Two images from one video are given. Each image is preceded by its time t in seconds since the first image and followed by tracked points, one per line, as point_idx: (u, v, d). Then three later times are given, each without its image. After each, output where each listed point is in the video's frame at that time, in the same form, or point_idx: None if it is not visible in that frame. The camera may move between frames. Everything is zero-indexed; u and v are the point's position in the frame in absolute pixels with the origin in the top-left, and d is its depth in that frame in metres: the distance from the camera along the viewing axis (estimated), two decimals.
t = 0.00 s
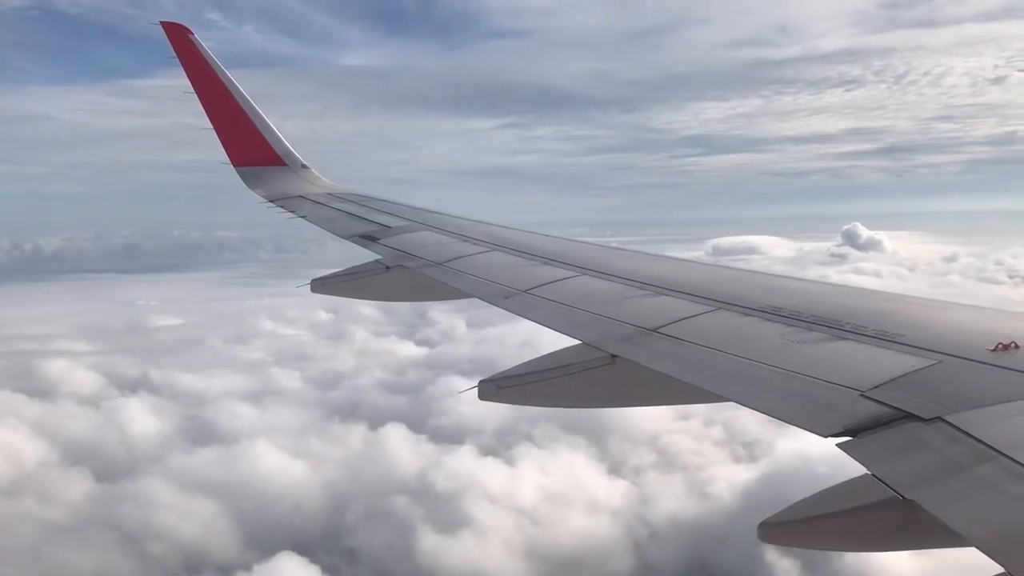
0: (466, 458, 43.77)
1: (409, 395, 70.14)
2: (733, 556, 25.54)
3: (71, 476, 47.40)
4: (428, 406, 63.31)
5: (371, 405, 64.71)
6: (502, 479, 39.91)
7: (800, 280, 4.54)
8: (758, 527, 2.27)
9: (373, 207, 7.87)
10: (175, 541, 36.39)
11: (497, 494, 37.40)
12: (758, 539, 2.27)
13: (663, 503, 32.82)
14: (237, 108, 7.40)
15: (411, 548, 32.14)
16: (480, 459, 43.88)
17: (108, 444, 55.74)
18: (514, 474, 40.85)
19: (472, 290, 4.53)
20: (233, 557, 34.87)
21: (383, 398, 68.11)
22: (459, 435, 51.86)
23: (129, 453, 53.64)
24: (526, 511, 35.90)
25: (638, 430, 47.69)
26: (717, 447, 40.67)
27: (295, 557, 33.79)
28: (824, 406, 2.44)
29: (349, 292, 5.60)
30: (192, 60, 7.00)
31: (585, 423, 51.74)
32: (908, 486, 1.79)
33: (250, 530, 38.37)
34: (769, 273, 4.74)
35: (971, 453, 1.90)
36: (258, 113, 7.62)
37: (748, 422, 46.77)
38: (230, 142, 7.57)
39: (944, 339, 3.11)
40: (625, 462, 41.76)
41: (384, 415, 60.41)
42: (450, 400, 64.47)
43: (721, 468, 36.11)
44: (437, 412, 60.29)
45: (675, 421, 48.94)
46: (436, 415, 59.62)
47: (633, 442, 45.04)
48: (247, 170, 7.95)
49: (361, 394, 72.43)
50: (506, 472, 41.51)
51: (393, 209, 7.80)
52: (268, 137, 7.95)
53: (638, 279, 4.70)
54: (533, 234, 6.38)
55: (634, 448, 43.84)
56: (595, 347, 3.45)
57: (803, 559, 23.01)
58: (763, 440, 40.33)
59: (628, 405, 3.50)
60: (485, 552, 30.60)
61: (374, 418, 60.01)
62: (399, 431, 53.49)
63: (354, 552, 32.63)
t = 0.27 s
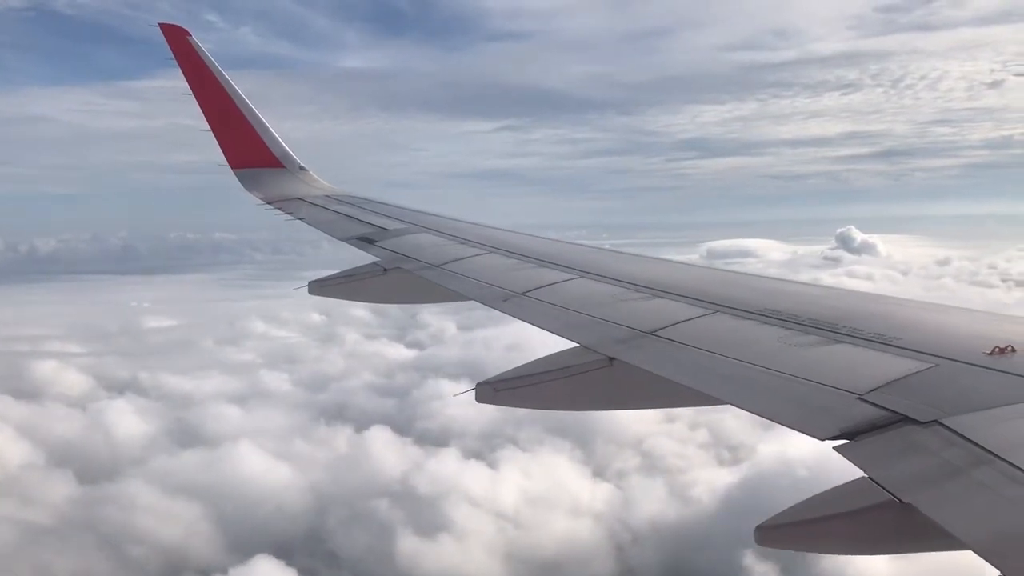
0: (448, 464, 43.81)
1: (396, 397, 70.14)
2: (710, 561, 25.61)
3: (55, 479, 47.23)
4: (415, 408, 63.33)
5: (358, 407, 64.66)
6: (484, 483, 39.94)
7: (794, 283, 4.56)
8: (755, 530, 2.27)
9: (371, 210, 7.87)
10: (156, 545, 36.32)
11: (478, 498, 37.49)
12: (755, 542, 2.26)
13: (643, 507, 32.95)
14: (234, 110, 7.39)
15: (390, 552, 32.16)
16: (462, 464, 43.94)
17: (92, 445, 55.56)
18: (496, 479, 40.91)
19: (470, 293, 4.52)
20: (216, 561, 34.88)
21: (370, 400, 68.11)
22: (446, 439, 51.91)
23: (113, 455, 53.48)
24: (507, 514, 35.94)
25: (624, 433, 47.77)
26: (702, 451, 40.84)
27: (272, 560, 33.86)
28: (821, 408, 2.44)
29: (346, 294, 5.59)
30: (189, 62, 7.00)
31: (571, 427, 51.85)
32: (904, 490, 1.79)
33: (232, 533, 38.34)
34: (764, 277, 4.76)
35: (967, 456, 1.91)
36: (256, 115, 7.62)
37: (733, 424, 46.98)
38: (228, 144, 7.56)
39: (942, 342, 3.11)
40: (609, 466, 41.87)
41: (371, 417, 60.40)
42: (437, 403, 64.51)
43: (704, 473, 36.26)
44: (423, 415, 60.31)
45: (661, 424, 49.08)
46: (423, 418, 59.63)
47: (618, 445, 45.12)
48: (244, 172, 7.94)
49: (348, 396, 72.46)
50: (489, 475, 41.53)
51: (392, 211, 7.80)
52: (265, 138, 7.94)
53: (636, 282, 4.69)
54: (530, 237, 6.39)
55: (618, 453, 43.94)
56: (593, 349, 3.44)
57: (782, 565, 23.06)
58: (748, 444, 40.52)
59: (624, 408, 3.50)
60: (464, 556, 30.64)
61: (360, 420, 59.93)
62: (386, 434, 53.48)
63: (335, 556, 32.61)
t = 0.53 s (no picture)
0: (430, 467, 43.75)
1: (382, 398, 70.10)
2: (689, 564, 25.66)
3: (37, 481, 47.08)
4: (402, 410, 63.29)
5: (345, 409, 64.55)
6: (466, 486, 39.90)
7: (790, 286, 4.57)
8: (753, 531, 2.27)
9: (370, 211, 7.87)
10: (137, 547, 36.20)
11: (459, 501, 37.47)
12: (752, 544, 2.27)
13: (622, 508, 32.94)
14: (231, 111, 7.38)
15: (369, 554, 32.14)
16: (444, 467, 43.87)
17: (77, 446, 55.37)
18: (478, 481, 40.88)
19: (468, 294, 4.52)
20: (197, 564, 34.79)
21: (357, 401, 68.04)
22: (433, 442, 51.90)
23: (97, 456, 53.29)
24: (488, 516, 35.90)
25: (610, 436, 47.80)
26: (687, 453, 40.94)
27: (248, 562, 33.84)
28: (819, 411, 2.44)
29: (344, 295, 5.58)
30: (186, 63, 7.00)
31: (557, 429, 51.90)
32: (902, 494, 1.79)
33: (213, 534, 38.26)
34: (761, 278, 4.77)
35: (967, 459, 1.90)
36: (253, 116, 7.61)
37: (718, 426, 47.14)
38: (225, 144, 7.54)
39: (939, 346, 3.12)
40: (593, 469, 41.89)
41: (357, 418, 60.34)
42: (424, 405, 64.51)
43: (687, 475, 36.31)
44: (409, 417, 60.27)
45: (648, 425, 49.17)
46: (409, 420, 59.62)
47: (604, 449, 45.16)
48: (240, 173, 7.92)
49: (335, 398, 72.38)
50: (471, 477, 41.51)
51: (391, 213, 7.79)
52: (262, 139, 7.92)
53: (634, 285, 4.69)
54: (526, 239, 6.39)
55: (604, 456, 44.00)
56: (590, 351, 3.45)
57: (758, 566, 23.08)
58: (732, 447, 40.65)
59: (621, 410, 3.50)
60: (442, 558, 30.61)
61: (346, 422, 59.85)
62: (373, 436, 53.40)
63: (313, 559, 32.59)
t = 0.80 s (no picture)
0: (413, 468, 43.81)
1: (368, 399, 70.14)
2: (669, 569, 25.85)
3: (22, 482, 46.93)
4: (388, 412, 63.33)
5: (332, 409, 64.57)
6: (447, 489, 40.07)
7: (786, 286, 4.59)
8: (750, 533, 2.27)
9: (367, 211, 7.87)
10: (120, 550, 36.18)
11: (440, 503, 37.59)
12: (749, 545, 2.27)
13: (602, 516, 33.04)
14: (230, 112, 7.38)
15: (350, 555, 32.26)
16: (426, 468, 43.92)
17: (63, 446, 55.18)
18: (460, 483, 40.97)
19: (466, 296, 4.53)
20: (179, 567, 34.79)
21: (345, 402, 68.06)
22: (420, 443, 51.97)
23: (81, 457, 53.15)
24: (469, 517, 36.00)
25: (597, 438, 47.98)
26: (671, 454, 41.10)
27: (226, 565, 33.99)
28: (815, 413, 2.45)
29: (341, 296, 5.59)
30: (185, 63, 6.99)
31: (543, 430, 52.03)
32: (899, 495, 1.79)
33: (195, 536, 38.34)
34: (757, 279, 4.79)
35: (964, 460, 1.91)
36: (251, 116, 7.61)
37: (703, 427, 47.38)
38: (224, 145, 7.54)
39: (937, 347, 3.13)
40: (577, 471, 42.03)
41: (343, 420, 60.36)
42: (411, 406, 64.60)
43: (670, 478, 36.47)
44: (394, 418, 60.29)
45: (633, 426, 49.36)
46: (395, 421, 59.67)
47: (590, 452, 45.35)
48: (239, 173, 7.91)
49: (323, 398, 72.36)
50: (454, 480, 41.67)
51: (389, 213, 7.79)
52: (261, 140, 7.92)
53: (631, 285, 4.70)
54: (523, 240, 6.40)
55: (588, 460, 44.14)
56: (588, 352, 3.44)
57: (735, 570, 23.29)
58: (716, 448, 40.87)
59: (619, 411, 3.51)
60: (421, 560, 30.83)
61: (333, 422, 59.87)
62: (360, 437, 53.40)
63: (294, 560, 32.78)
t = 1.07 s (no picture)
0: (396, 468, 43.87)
1: (355, 399, 70.12)
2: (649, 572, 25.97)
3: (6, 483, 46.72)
4: (375, 412, 63.28)
5: (319, 410, 64.54)
6: (428, 489, 40.11)
7: (782, 287, 4.59)
8: (748, 534, 2.28)
9: (365, 212, 7.87)
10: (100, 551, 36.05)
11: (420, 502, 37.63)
12: (746, 545, 2.27)
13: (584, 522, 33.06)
14: (229, 113, 7.38)
15: (328, 555, 32.25)
16: (409, 468, 43.99)
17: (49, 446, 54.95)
18: (443, 483, 40.99)
19: (463, 296, 4.53)
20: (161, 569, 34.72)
21: (332, 402, 68.02)
22: (407, 444, 51.99)
23: (66, 457, 52.95)
24: (450, 518, 36.02)
25: (584, 439, 48.15)
26: (656, 453, 41.21)
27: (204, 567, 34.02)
28: (814, 414, 2.45)
29: (338, 296, 5.58)
30: (183, 64, 6.98)
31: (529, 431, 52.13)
32: (897, 494, 1.80)
33: (177, 537, 38.30)
34: (755, 279, 4.80)
35: (961, 461, 1.91)
36: (248, 117, 7.60)
37: (688, 427, 47.55)
38: (222, 146, 7.53)
39: (934, 347, 3.13)
40: (561, 472, 42.17)
41: (329, 420, 60.31)
42: (398, 406, 64.63)
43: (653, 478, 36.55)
44: (381, 418, 60.29)
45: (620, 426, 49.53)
46: (381, 422, 59.63)
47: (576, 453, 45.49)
48: (238, 174, 7.91)
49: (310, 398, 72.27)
50: (436, 481, 41.74)
51: (386, 214, 7.79)
52: (259, 140, 7.92)
53: (629, 286, 4.70)
54: (520, 240, 6.40)
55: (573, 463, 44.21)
56: (586, 352, 3.45)
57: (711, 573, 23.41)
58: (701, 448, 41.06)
59: (616, 412, 3.51)
60: (400, 561, 30.92)
61: (319, 423, 59.87)
62: (347, 437, 53.37)
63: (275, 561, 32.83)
